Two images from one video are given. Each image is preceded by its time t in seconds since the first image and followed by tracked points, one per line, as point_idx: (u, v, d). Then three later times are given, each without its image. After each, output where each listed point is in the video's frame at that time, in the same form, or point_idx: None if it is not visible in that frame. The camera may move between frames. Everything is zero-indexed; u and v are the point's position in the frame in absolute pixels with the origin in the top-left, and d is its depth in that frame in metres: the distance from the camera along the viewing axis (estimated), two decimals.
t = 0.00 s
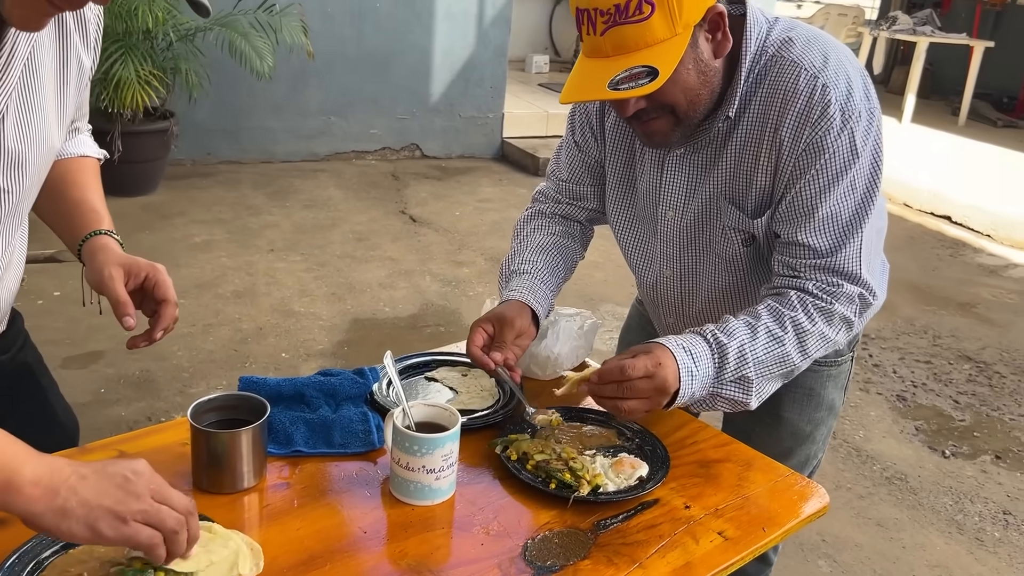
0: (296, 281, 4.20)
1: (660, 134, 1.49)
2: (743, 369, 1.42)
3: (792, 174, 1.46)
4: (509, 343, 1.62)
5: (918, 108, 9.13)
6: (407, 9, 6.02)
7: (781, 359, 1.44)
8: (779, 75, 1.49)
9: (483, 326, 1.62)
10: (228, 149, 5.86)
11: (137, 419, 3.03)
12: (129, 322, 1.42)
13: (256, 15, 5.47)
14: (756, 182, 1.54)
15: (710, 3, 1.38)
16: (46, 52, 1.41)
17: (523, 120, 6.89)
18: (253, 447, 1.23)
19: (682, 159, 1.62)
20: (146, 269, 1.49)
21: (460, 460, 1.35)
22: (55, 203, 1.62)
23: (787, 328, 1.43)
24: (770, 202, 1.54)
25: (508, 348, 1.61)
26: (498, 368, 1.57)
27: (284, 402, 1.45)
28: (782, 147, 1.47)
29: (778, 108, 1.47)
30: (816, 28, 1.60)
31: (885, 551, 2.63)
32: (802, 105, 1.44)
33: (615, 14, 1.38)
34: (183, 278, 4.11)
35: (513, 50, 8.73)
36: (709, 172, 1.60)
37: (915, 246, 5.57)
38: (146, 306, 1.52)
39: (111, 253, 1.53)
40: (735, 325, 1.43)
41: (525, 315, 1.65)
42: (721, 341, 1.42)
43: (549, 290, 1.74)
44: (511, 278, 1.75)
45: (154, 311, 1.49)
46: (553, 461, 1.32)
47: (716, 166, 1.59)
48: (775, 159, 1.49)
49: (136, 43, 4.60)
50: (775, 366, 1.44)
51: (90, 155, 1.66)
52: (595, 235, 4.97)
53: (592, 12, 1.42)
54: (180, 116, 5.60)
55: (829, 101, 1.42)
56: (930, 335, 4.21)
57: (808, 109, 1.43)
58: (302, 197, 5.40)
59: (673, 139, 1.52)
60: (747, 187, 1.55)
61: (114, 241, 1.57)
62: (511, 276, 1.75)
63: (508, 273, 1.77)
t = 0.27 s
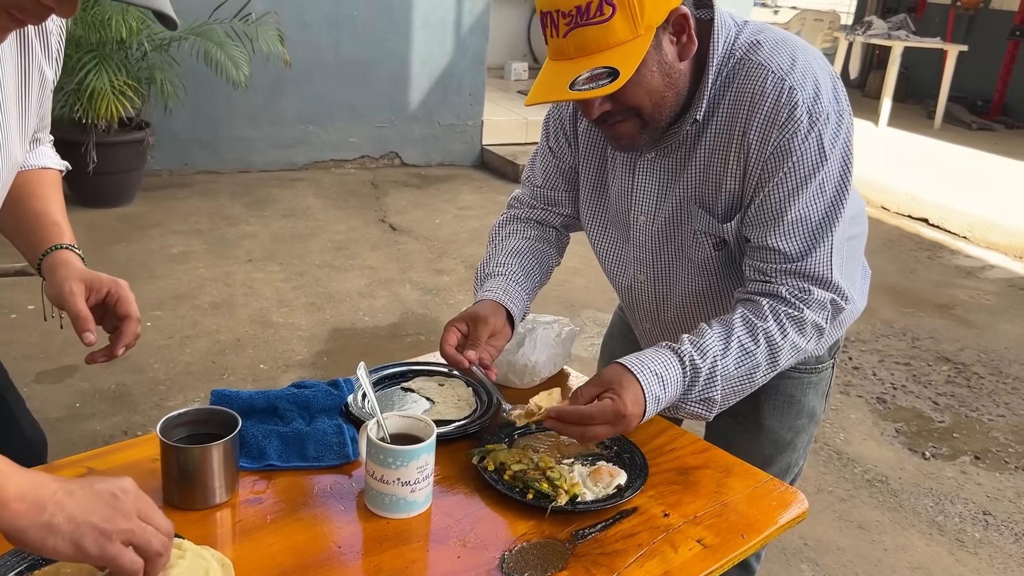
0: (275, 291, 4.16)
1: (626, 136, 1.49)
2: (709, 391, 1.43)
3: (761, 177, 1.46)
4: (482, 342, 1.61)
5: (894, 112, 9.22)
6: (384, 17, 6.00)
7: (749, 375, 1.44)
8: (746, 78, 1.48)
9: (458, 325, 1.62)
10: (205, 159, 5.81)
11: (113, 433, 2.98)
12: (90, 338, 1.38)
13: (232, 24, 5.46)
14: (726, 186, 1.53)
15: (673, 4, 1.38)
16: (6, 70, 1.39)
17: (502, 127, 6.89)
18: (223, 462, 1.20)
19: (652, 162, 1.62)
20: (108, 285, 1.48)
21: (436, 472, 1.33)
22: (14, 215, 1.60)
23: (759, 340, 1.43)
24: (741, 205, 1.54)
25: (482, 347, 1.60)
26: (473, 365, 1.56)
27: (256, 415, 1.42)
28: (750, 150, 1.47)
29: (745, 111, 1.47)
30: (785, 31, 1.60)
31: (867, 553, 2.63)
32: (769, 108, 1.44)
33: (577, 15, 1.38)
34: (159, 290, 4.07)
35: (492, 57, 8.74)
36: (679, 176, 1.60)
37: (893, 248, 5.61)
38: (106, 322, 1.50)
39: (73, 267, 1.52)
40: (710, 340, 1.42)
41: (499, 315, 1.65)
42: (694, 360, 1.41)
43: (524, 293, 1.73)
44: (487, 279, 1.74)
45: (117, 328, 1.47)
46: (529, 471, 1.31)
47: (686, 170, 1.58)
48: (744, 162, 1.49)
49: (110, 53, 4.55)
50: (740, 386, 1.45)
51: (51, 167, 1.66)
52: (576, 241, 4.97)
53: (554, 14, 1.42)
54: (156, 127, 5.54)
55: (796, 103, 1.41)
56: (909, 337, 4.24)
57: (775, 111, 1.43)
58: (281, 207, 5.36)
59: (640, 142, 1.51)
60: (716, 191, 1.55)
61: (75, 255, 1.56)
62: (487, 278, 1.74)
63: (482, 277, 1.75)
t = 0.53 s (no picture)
0: (258, 300, 4.14)
1: (605, 143, 1.49)
2: (697, 398, 1.43)
3: (743, 183, 1.46)
4: (464, 346, 1.60)
5: (875, 115, 9.30)
6: (366, 24, 5.99)
7: (737, 382, 1.44)
8: (725, 84, 1.49)
9: (439, 330, 1.61)
10: (187, 168, 5.77)
11: (95, 446, 2.94)
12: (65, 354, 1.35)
13: (213, 33, 5.45)
14: (707, 193, 1.53)
15: (649, 9, 1.38)
16: None
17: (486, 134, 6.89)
18: (205, 475, 1.18)
19: (632, 169, 1.62)
20: (82, 301, 1.46)
21: (421, 482, 1.32)
22: None
23: (747, 346, 1.43)
24: (722, 212, 1.54)
25: (464, 351, 1.59)
26: (454, 369, 1.56)
27: (238, 427, 1.41)
28: (730, 157, 1.47)
29: (725, 117, 1.47)
30: (763, 37, 1.61)
31: (854, 556, 2.64)
32: (748, 114, 1.44)
33: (553, 20, 1.38)
34: (141, 301, 4.03)
35: (475, 64, 8.75)
36: (660, 182, 1.60)
37: (875, 251, 5.65)
38: (81, 339, 1.47)
39: (47, 284, 1.50)
40: (695, 347, 1.42)
41: (480, 319, 1.64)
42: (682, 369, 1.40)
43: (506, 299, 1.72)
44: (469, 285, 1.73)
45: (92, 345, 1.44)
46: (515, 480, 1.30)
47: (667, 176, 1.59)
48: (725, 169, 1.49)
49: (89, 63, 4.51)
50: (726, 398, 1.45)
51: (27, 180, 1.67)
52: (561, 247, 4.97)
53: (530, 18, 1.41)
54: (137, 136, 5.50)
55: (775, 109, 1.42)
56: (892, 339, 4.26)
57: (754, 117, 1.43)
58: (264, 215, 5.33)
59: (620, 148, 1.51)
60: (698, 198, 1.55)
61: (50, 271, 1.54)
62: (469, 283, 1.73)
63: (465, 282, 1.75)
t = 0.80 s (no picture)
0: (245, 309, 4.12)
1: (593, 151, 1.49)
2: (688, 405, 1.42)
3: (730, 193, 1.47)
4: (449, 359, 1.59)
5: (859, 118, 9.37)
6: (351, 31, 5.99)
7: (727, 391, 1.44)
8: (711, 94, 1.49)
9: (424, 341, 1.60)
10: (172, 177, 5.75)
11: (81, 458, 2.92)
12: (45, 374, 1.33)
13: (197, 41, 5.44)
14: (694, 202, 1.54)
15: (637, 19, 1.39)
16: None
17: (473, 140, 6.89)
18: (190, 489, 1.17)
19: (619, 178, 1.62)
20: (66, 320, 1.45)
21: (407, 493, 1.31)
22: None
23: (734, 354, 1.43)
24: (709, 221, 1.54)
25: (448, 364, 1.58)
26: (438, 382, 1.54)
27: (223, 440, 1.40)
28: (717, 167, 1.47)
29: (712, 127, 1.48)
30: (749, 47, 1.62)
31: (843, 558, 2.65)
32: (735, 125, 1.45)
33: (542, 28, 1.38)
34: (126, 311, 4.00)
35: (461, 70, 8.76)
36: (646, 191, 1.61)
37: (861, 253, 5.69)
38: (63, 356, 1.46)
39: (31, 302, 1.49)
40: (682, 354, 1.43)
41: (467, 331, 1.63)
42: (668, 375, 1.41)
43: (492, 308, 1.71)
44: (454, 294, 1.73)
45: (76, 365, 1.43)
46: (502, 490, 1.29)
47: (653, 186, 1.59)
48: (712, 179, 1.50)
49: (73, 72, 4.48)
50: (717, 404, 1.44)
51: (11, 195, 1.68)
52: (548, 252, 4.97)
53: (519, 26, 1.41)
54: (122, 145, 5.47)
55: (762, 120, 1.43)
56: (879, 341, 4.29)
57: (741, 128, 1.44)
58: (251, 223, 5.31)
59: (607, 157, 1.51)
60: (684, 207, 1.56)
61: (32, 287, 1.53)
62: (454, 293, 1.72)
63: (449, 291, 1.74)
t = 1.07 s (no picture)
0: (236, 315, 4.11)
1: (591, 160, 1.50)
2: (689, 393, 1.42)
3: (726, 200, 1.48)
4: (439, 353, 1.61)
5: (849, 119, 9.42)
6: (341, 36, 5.99)
7: (725, 387, 1.44)
8: (706, 101, 1.50)
9: (419, 330, 1.60)
10: (163, 183, 5.73)
11: (72, 467, 2.90)
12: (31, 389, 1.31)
13: (187, 47, 5.43)
14: (689, 208, 1.55)
15: (636, 27, 1.39)
16: None
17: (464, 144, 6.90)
18: (182, 498, 1.17)
19: (614, 184, 1.63)
20: (56, 336, 1.43)
21: (400, 500, 1.31)
22: None
23: (731, 353, 1.43)
24: (704, 227, 1.55)
25: (438, 358, 1.60)
26: (424, 376, 1.57)
27: (215, 449, 1.40)
28: (713, 174, 1.48)
29: (707, 134, 1.49)
30: (742, 53, 1.63)
31: (836, 559, 2.66)
32: (730, 132, 1.46)
33: (542, 39, 1.37)
34: (117, 318, 3.99)
35: (452, 74, 8.77)
36: (641, 197, 1.61)
37: (852, 254, 5.71)
38: (50, 374, 1.44)
39: (20, 317, 1.47)
40: (677, 350, 1.44)
41: (461, 327, 1.64)
42: (663, 366, 1.42)
43: (486, 309, 1.72)
44: (448, 291, 1.74)
45: (65, 381, 1.41)
46: (495, 495, 1.30)
47: (649, 192, 1.60)
48: (708, 185, 1.51)
49: (62, 79, 4.46)
50: (718, 396, 1.44)
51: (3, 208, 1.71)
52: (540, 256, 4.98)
53: (518, 36, 1.40)
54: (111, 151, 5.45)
55: (757, 127, 1.44)
56: (869, 342, 4.31)
57: (737, 135, 1.45)
58: (241, 229, 5.30)
59: (604, 165, 1.52)
60: (679, 213, 1.56)
61: (22, 303, 1.52)
62: (447, 290, 1.74)
63: (443, 288, 1.75)
